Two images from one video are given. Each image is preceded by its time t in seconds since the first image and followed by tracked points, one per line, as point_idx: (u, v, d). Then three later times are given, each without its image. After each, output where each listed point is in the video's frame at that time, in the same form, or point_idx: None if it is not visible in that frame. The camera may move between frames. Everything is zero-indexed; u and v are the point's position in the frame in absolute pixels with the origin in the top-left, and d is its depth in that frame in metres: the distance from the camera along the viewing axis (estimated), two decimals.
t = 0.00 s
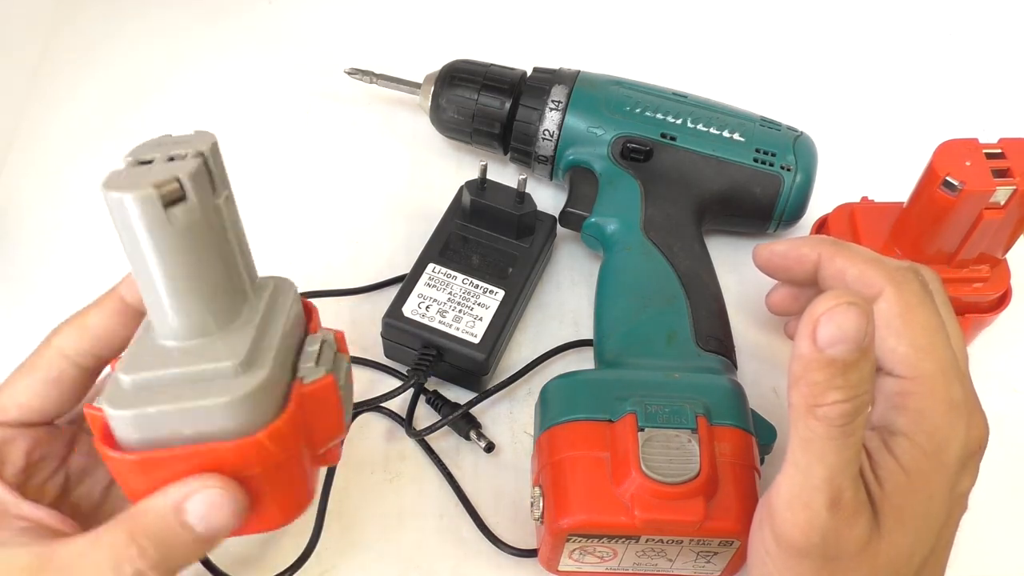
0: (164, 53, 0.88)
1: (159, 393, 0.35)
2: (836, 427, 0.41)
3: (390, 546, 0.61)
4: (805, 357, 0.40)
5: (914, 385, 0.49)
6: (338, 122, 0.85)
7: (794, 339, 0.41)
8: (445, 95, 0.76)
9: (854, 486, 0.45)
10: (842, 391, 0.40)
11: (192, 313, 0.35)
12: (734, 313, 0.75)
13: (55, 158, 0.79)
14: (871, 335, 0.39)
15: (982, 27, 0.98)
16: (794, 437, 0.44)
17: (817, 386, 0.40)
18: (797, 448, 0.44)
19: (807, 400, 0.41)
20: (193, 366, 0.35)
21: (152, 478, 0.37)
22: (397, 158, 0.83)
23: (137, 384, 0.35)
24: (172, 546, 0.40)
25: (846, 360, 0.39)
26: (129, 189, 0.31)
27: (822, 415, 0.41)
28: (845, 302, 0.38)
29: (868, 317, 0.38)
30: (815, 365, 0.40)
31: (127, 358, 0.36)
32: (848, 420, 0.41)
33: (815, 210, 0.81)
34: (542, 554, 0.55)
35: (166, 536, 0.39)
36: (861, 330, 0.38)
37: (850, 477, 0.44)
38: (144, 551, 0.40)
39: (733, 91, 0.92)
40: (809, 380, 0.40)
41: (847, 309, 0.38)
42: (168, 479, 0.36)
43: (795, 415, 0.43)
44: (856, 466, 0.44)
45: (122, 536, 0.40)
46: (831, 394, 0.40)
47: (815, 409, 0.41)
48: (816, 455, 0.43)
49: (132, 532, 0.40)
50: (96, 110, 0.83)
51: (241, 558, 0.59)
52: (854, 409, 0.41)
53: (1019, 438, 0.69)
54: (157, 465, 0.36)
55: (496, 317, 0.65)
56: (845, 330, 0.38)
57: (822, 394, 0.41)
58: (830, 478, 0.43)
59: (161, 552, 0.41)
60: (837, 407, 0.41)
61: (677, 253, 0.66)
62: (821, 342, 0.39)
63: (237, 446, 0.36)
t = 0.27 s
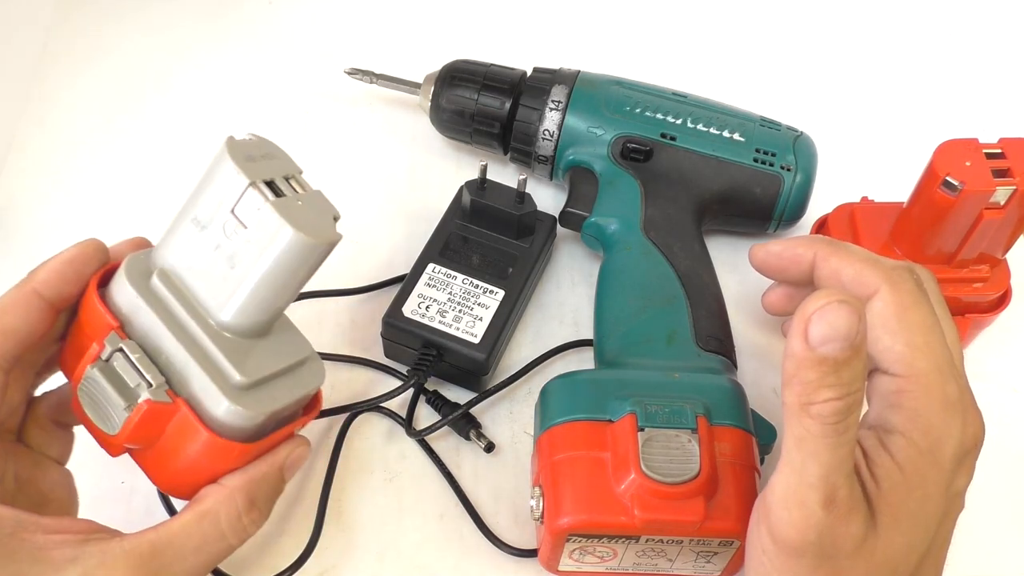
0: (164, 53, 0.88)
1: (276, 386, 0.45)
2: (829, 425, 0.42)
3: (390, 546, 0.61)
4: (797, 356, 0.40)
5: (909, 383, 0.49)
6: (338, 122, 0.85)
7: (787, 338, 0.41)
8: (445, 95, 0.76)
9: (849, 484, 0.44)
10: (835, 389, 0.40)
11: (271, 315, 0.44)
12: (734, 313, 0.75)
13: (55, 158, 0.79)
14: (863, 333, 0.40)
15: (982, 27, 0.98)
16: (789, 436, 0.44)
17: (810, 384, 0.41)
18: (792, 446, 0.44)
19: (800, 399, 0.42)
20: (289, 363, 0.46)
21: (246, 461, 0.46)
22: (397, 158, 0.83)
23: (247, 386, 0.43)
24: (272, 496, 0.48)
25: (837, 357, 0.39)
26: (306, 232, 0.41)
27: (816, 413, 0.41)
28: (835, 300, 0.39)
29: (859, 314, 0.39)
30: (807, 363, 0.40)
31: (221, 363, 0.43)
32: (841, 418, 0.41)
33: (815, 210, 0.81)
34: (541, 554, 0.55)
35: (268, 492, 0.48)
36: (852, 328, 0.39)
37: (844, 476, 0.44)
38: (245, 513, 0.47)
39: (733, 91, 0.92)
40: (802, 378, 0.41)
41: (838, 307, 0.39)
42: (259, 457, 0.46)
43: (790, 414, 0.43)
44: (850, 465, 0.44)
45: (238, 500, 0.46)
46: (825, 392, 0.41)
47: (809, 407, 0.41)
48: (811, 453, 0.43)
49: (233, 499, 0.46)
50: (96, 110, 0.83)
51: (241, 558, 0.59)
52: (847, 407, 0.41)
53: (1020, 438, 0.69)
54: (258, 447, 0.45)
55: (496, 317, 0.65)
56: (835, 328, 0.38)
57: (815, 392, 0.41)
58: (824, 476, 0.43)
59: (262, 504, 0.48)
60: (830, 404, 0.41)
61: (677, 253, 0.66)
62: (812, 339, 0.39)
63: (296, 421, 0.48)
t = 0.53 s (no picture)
0: (163, 53, 0.88)
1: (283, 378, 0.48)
2: (826, 424, 0.42)
3: (390, 546, 0.61)
4: (793, 356, 0.40)
5: (904, 382, 0.50)
6: (338, 122, 0.85)
7: (783, 338, 0.41)
8: (445, 95, 0.76)
9: (847, 482, 0.44)
10: (830, 388, 0.41)
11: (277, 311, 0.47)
12: (734, 313, 0.75)
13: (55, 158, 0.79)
14: (859, 332, 0.40)
15: (983, 27, 0.98)
16: (784, 435, 0.44)
17: (806, 384, 0.41)
18: (789, 445, 0.44)
19: (796, 398, 0.42)
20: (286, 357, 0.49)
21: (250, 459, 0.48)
22: (397, 158, 0.83)
23: (264, 379, 0.46)
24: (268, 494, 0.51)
25: (833, 357, 0.39)
26: (336, 234, 0.44)
27: (812, 412, 0.41)
28: (830, 299, 0.39)
29: (854, 313, 0.39)
30: (803, 363, 0.40)
31: (238, 358, 0.45)
32: (837, 417, 0.41)
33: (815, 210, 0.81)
34: (541, 554, 0.55)
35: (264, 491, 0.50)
36: (848, 328, 0.39)
37: (842, 474, 0.44)
38: (247, 513, 0.49)
39: (733, 91, 0.92)
40: (798, 378, 0.41)
41: (834, 307, 0.39)
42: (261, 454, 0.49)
43: (787, 413, 0.43)
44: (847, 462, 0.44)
45: (243, 501, 0.48)
46: (821, 391, 0.41)
47: (805, 407, 0.42)
48: (807, 452, 0.43)
49: (237, 501, 0.48)
50: (96, 110, 0.83)
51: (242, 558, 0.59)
52: (843, 406, 0.41)
53: (1020, 437, 0.69)
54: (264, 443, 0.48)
55: (496, 317, 0.65)
56: (831, 328, 0.39)
57: (812, 391, 0.41)
58: (821, 474, 0.43)
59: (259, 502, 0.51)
60: (826, 404, 0.41)
61: (677, 253, 0.66)
62: (808, 339, 0.39)
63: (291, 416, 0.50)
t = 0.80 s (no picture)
0: (163, 53, 0.88)
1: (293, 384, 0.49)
2: (823, 423, 0.42)
3: (390, 546, 0.61)
4: (789, 355, 0.41)
5: (901, 380, 0.50)
6: (338, 122, 0.85)
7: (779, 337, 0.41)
8: (445, 95, 0.76)
9: (846, 481, 0.44)
10: (827, 386, 0.41)
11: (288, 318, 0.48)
12: (734, 313, 0.75)
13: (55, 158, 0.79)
14: (854, 330, 0.40)
15: (983, 26, 0.98)
16: (782, 434, 0.44)
17: (803, 383, 0.41)
18: (786, 444, 0.44)
19: (793, 397, 0.42)
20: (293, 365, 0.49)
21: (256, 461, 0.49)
22: (397, 158, 0.83)
23: (276, 386, 0.46)
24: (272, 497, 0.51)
25: (829, 355, 0.40)
26: (361, 248, 0.45)
27: (809, 411, 0.41)
28: (826, 298, 0.39)
29: (850, 312, 0.39)
30: (799, 361, 0.40)
31: (253, 365, 0.45)
32: (834, 415, 0.42)
33: (815, 210, 0.81)
34: (541, 554, 0.55)
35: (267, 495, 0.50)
36: (843, 326, 0.39)
37: (840, 472, 0.44)
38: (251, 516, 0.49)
39: (733, 91, 0.92)
40: (794, 376, 0.41)
41: (829, 306, 0.39)
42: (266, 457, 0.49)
43: (784, 412, 0.43)
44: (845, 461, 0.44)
45: (246, 503, 0.48)
46: (818, 389, 0.41)
47: (802, 405, 0.42)
48: (806, 451, 0.43)
49: (241, 502, 0.48)
50: (96, 110, 0.83)
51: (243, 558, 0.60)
52: (840, 404, 0.41)
53: (1020, 437, 0.69)
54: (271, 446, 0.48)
55: (495, 317, 0.65)
56: (827, 326, 0.39)
57: (808, 390, 0.41)
58: (819, 473, 0.43)
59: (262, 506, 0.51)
60: (823, 402, 0.41)
61: (677, 253, 0.66)
62: (804, 337, 0.40)
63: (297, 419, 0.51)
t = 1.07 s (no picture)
0: (163, 53, 0.88)
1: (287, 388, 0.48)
2: (823, 421, 0.42)
3: (390, 546, 0.61)
4: (790, 353, 0.40)
5: (899, 379, 0.50)
6: (338, 122, 0.85)
7: (780, 336, 0.41)
8: (445, 95, 0.76)
9: (845, 480, 0.44)
10: (828, 385, 0.41)
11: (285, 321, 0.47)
12: (734, 312, 0.75)
13: (56, 158, 0.79)
14: (855, 329, 0.40)
15: (982, 26, 0.98)
16: (782, 433, 0.44)
17: (803, 382, 0.41)
18: (786, 442, 0.44)
19: (793, 396, 0.42)
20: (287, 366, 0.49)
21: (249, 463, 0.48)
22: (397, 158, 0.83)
23: (270, 390, 0.46)
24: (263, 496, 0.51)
25: (830, 354, 0.39)
26: (361, 257, 0.45)
27: (810, 410, 0.41)
28: (827, 297, 0.39)
29: (851, 311, 0.39)
30: (800, 361, 0.40)
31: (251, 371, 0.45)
32: (835, 414, 0.42)
33: (815, 210, 0.81)
34: (541, 554, 0.55)
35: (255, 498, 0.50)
36: (844, 324, 0.39)
37: (839, 471, 0.44)
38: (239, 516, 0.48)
39: (733, 91, 0.92)
40: (795, 375, 0.41)
41: (830, 305, 0.39)
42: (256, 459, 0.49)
43: (784, 411, 0.43)
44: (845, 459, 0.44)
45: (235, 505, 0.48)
46: (819, 389, 0.41)
47: (802, 404, 0.42)
48: (806, 449, 0.43)
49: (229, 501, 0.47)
50: (96, 110, 0.83)
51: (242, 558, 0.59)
52: (841, 403, 0.41)
53: (1020, 437, 0.69)
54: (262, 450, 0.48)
55: (496, 317, 0.65)
56: (828, 325, 0.39)
57: (809, 389, 0.41)
58: (819, 471, 0.43)
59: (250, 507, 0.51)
60: (824, 401, 0.41)
61: (677, 253, 0.66)
62: (805, 336, 0.39)
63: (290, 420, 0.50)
